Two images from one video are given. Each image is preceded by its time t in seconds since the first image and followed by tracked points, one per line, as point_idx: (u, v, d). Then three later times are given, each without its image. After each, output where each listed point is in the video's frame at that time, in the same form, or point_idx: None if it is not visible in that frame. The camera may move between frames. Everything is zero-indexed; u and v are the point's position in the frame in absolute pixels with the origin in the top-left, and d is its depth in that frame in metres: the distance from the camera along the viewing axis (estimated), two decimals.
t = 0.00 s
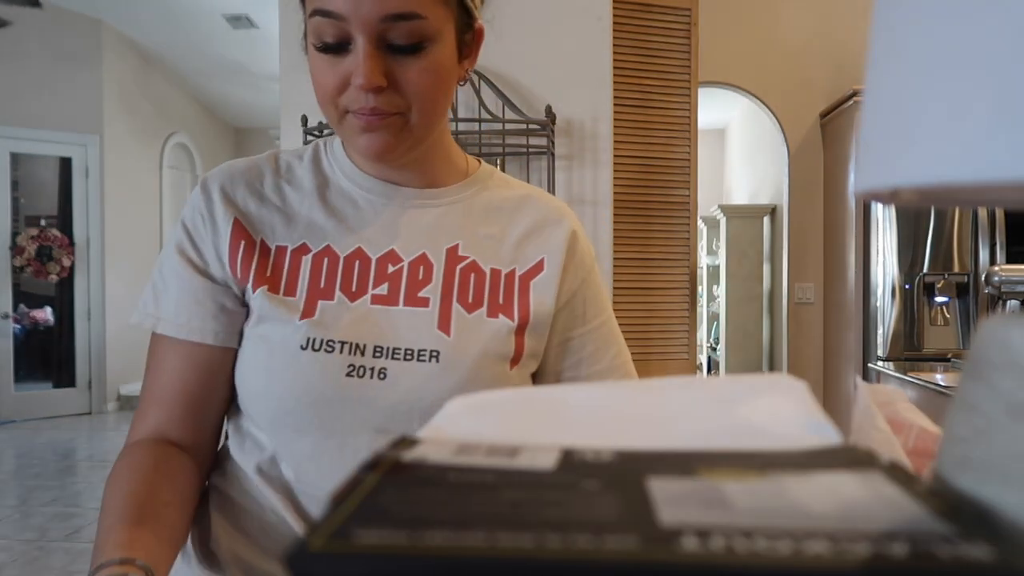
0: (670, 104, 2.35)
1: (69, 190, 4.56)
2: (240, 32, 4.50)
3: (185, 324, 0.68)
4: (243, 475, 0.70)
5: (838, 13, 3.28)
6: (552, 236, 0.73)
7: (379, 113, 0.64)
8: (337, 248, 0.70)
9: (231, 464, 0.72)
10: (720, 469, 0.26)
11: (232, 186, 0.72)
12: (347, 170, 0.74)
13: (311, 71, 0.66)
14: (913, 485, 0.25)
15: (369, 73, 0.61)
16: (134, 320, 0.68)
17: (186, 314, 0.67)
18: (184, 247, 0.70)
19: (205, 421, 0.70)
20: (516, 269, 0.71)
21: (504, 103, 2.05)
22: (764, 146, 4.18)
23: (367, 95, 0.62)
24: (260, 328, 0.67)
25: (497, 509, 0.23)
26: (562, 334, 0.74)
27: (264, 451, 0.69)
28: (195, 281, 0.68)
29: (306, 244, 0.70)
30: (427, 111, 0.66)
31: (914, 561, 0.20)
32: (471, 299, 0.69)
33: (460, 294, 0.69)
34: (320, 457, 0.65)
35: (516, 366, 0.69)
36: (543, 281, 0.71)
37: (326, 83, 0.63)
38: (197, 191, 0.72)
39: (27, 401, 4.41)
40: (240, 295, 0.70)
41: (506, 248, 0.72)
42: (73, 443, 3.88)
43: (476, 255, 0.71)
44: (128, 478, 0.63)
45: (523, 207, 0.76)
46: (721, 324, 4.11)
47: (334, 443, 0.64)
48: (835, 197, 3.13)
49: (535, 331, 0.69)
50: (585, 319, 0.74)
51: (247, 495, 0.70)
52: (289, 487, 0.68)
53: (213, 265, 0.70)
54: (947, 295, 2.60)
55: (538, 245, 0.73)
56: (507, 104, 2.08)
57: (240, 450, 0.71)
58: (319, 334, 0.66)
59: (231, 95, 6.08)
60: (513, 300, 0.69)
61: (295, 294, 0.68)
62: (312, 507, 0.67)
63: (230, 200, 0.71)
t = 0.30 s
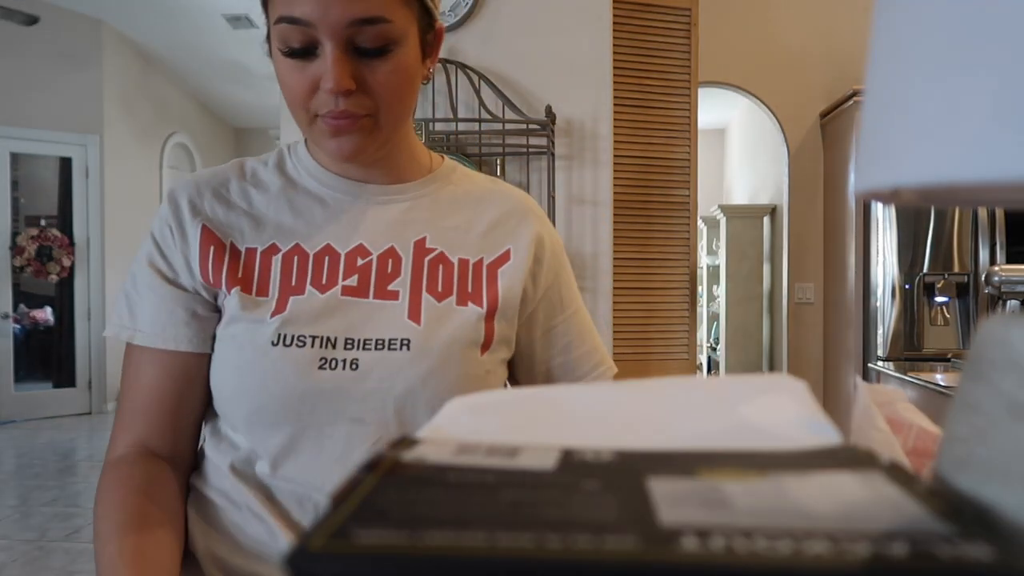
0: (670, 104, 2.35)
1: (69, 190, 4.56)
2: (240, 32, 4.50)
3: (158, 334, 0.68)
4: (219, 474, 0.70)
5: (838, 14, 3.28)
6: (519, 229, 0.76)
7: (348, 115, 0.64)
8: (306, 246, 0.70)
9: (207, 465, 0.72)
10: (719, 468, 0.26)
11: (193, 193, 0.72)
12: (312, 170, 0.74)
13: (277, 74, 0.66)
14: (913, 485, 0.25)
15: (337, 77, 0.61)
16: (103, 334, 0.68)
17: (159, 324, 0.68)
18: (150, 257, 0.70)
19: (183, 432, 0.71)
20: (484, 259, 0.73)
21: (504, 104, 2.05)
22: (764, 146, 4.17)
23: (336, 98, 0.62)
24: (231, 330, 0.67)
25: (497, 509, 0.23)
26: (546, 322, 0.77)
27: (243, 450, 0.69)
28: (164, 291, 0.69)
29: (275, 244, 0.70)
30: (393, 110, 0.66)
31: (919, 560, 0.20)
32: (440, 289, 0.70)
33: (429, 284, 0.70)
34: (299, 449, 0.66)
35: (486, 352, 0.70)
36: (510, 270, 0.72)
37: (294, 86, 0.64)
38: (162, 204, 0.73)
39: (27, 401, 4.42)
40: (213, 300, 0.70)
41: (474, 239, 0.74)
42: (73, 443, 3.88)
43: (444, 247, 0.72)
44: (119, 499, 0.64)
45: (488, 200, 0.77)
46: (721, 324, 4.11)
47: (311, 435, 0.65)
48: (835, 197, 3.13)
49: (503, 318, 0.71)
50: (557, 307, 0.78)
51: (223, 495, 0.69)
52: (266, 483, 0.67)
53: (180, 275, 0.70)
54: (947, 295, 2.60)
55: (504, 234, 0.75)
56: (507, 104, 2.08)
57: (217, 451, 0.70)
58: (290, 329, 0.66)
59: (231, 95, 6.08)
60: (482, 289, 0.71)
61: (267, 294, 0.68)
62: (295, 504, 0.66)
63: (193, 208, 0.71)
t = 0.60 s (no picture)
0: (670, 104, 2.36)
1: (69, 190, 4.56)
2: (240, 32, 4.49)
3: (150, 335, 0.65)
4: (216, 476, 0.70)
5: (839, 14, 3.28)
6: (494, 226, 0.79)
7: (344, 117, 0.65)
8: (294, 247, 0.71)
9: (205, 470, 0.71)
10: (719, 469, 0.26)
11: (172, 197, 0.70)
12: (292, 171, 0.75)
13: (268, 75, 0.67)
14: (913, 485, 0.25)
15: (340, 78, 0.62)
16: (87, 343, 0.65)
17: (150, 326, 0.65)
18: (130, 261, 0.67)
19: (170, 440, 0.67)
20: (465, 255, 0.76)
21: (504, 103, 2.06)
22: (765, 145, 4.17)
23: (337, 99, 0.63)
24: (223, 332, 0.67)
25: (498, 507, 0.23)
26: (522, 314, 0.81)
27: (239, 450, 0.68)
28: (153, 292, 0.66)
29: (264, 246, 0.70)
30: (385, 113, 0.68)
31: (922, 560, 0.20)
32: (428, 284, 0.72)
33: (416, 280, 0.72)
34: (303, 445, 0.67)
35: (474, 343, 0.73)
36: (490, 264, 0.76)
37: (291, 86, 0.64)
38: (140, 209, 0.69)
39: (27, 401, 4.42)
40: (204, 300, 0.69)
41: (454, 237, 0.76)
42: (73, 443, 3.88)
43: (427, 244, 0.74)
44: (103, 528, 0.60)
45: (462, 200, 0.80)
46: (721, 324, 4.11)
47: (318, 431, 0.67)
48: (835, 197, 3.13)
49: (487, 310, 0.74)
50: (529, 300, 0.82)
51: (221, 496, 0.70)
52: (266, 481, 0.68)
53: (170, 272, 0.67)
54: (947, 295, 2.60)
55: (481, 231, 0.78)
56: (507, 104, 2.08)
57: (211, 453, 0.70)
58: (288, 328, 0.66)
59: (231, 95, 6.08)
60: (466, 284, 0.74)
61: (261, 295, 0.68)
62: (296, 495, 0.67)
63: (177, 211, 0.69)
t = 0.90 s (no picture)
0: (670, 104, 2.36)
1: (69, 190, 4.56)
2: (240, 32, 4.49)
3: (160, 338, 0.64)
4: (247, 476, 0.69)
5: (839, 14, 3.28)
6: (483, 224, 0.82)
7: (360, 115, 0.66)
8: (302, 245, 0.71)
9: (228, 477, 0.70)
10: (719, 469, 0.26)
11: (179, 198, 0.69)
12: (295, 171, 0.74)
13: (282, 74, 0.66)
14: (913, 485, 0.25)
15: (360, 78, 0.63)
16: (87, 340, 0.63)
17: (160, 328, 0.64)
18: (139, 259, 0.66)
19: (175, 434, 0.65)
20: (462, 250, 0.78)
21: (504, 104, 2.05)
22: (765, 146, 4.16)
23: (356, 99, 0.64)
24: (238, 332, 0.67)
25: (497, 508, 0.23)
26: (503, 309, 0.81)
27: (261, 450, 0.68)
28: (162, 294, 0.65)
29: (274, 246, 0.70)
30: (395, 115, 0.69)
31: (924, 561, 0.20)
32: (433, 278, 0.74)
33: (422, 274, 0.74)
34: (325, 438, 0.67)
35: (478, 333, 0.77)
36: (485, 258, 0.79)
37: (308, 84, 0.64)
38: (144, 210, 0.68)
39: (27, 402, 4.42)
40: (213, 303, 0.68)
41: (450, 232, 0.78)
42: (73, 443, 3.88)
43: (428, 240, 0.76)
44: (106, 509, 0.59)
45: (453, 199, 0.82)
46: (721, 324, 4.10)
47: (339, 424, 0.68)
48: (835, 197, 3.13)
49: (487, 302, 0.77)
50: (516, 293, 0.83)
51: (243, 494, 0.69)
52: (290, 476, 0.67)
53: (181, 275, 0.67)
54: (947, 295, 2.60)
55: (473, 227, 0.81)
56: (507, 104, 2.08)
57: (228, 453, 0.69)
58: (308, 325, 0.67)
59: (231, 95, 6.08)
60: (467, 277, 0.76)
61: (277, 294, 0.68)
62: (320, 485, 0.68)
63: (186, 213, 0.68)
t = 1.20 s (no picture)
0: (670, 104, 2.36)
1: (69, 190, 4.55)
2: (240, 32, 4.50)
3: (214, 323, 0.69)
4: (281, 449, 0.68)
5: (839, 14, 3.28)
6: (530, 227, 0.78)
7: (397, 119, 0.66)
8: (356, 234, 0.71)
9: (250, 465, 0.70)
10: (719, 469, 0.26)
11: (248, 197, 0.71)
12: (356, 171, 0.75)
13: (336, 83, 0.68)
14: (913, 485, 0.25)
15: (392, 82, 0.63)
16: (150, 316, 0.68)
17: (211, 313, 0.68)
18: (202, 248, 0.70)
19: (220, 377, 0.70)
20: (505, 250, 0.75)
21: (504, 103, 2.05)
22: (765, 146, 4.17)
23: (389, 101, 0.64)
24: (295, 312, 0.68)
25: (496, 508, 0.23)
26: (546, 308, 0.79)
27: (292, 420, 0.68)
28: (215, 287, 0.68)
29: (330, 234, 0.70)
30: (435, 120, 0.68)
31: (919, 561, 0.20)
32: (472, 272, 0.72)
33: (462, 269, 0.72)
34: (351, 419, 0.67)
35: (513, 328, 0.74)
36: (527, 262, 0.76)
37: (351, 89, 0.65)
38: (221, 205, 0.72)
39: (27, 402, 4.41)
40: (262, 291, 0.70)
41: (496, 234, 0.76)
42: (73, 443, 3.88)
43: (472, 238, 0.74)
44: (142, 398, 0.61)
45: (503, 202, 0.79)
46: (721, 324, 4.10)
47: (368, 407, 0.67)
48: (835, 197, 3.13)
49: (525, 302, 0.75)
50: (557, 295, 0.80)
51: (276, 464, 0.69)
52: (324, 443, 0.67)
53: (241, 270, 0.69)
54: (947, 295, 2.60)
55: (519, 230, 0.77)
56: (507, 104, 2.08)
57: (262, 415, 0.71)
58: (354, 304, 0.68)
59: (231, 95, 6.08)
60: (506, 275, 0.74)
61: (326, 274, 0.69)
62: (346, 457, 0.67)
63: (250, 211, 0.70)
